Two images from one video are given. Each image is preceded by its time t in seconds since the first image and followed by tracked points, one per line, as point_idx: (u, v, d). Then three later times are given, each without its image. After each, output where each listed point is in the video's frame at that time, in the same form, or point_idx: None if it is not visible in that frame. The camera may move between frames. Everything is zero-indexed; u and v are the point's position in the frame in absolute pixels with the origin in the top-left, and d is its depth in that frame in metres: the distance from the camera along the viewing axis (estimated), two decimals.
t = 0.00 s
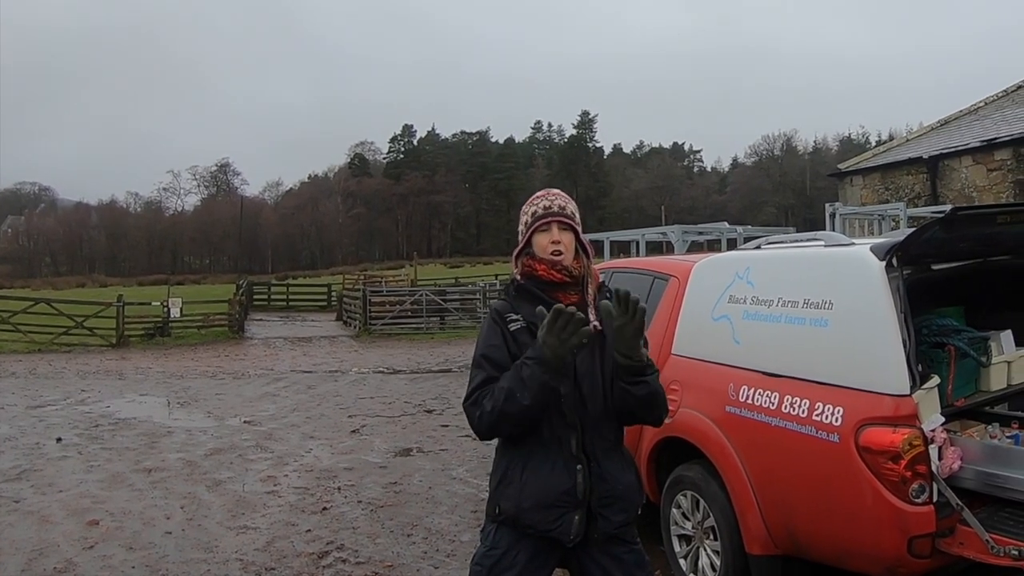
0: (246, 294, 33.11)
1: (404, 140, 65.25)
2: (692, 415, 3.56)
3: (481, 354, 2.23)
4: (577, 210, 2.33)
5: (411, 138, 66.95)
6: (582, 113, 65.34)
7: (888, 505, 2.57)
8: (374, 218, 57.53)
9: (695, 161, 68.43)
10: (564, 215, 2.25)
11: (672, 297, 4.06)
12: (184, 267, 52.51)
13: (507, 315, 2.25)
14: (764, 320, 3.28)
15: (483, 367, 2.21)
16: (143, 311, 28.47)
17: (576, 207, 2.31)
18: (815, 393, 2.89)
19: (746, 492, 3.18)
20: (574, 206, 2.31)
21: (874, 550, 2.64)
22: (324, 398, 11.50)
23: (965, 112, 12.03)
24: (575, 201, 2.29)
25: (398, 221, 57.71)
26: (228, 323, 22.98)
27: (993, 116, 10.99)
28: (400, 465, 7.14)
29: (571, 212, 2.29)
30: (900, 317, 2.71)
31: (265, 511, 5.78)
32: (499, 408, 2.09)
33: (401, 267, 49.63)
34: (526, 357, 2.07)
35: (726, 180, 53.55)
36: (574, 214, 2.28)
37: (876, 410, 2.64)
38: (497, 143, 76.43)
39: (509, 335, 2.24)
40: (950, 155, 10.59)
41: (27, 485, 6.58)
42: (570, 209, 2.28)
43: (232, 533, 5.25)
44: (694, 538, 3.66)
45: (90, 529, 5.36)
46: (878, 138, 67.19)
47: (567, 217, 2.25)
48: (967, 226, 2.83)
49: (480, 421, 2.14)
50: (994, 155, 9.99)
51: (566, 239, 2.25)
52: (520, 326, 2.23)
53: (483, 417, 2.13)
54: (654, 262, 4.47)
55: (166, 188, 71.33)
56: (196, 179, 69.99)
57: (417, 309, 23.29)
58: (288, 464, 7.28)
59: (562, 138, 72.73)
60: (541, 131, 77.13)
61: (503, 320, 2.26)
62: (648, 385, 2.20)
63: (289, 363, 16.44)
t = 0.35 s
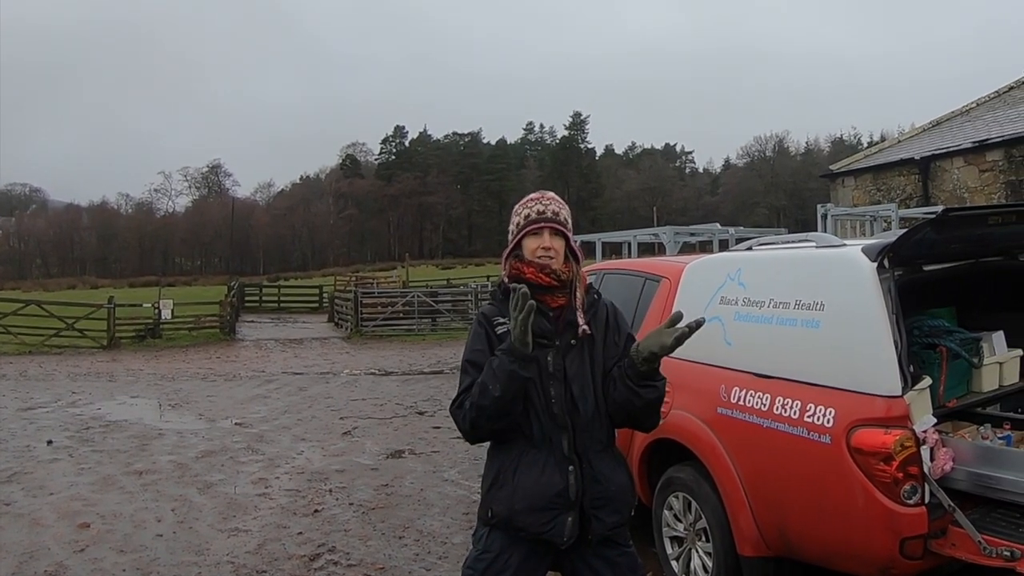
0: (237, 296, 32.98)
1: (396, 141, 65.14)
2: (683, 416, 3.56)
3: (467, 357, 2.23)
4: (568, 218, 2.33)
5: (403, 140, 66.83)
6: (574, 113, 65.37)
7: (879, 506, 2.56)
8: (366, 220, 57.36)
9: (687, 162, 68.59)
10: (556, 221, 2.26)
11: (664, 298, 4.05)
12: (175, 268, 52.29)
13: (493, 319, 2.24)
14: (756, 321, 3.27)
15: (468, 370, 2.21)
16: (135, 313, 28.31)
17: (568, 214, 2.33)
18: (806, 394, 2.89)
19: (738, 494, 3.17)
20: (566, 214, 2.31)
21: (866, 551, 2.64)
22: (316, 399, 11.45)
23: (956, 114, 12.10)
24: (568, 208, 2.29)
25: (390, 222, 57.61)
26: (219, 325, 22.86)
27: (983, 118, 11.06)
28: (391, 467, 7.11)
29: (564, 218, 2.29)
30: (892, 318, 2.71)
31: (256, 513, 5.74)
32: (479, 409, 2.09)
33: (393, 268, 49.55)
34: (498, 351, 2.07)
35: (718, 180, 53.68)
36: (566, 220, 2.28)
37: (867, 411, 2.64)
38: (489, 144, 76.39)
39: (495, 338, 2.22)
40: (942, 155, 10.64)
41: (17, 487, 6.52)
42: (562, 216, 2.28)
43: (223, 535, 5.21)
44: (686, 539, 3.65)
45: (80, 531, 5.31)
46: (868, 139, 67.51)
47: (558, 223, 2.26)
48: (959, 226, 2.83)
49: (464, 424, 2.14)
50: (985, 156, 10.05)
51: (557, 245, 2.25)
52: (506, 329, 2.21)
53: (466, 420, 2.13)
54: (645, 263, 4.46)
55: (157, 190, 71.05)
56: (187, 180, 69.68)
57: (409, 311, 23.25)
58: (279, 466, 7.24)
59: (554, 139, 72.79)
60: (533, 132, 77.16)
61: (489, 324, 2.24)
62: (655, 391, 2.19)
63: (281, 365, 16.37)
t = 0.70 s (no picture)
0: (225, 293, 32.78)
1: (385, 138, 64.84)
2: (672, 414, 3.54)
3: (456, 351, 2.20)
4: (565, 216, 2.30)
5: (392, 136, 66.57)
6: (563, 111, 65.34)
7: (869, 505, 2.56)
8: (354, 217, 57.12)
9: (677, 161, 68.71)
10: (553, 219, 2.22)
11: (653, 295, 4.03)
12: (163, 264, 51.92)
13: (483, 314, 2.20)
14: (745, 318, 3.26)
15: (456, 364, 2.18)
16: (122, 309, 28.08)
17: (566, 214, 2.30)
18: (796, 392, 2.87)
19: (727, 493, 3.16)
20: (563, 211, 2.28)
21: (854, 550, 2.63)
22: (303, 396, 11.37)
23: (947, 113, 12.14)
24: (565, 206, 2.27)
25: (378, 219, 57.41)
26: (207, 321, 22.67)
27: (973, 117, 11.11)
28: (378, 465, 7.06)
29: (561, 217, 2.26)
30: (882, 316, 2.70)
31: (242, 511, 5.68)
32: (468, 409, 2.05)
33: (381, 265, 49.38)
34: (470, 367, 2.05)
35: (706, 179, 53.86)
36: (564, 220, 2.26)
37: (857, 410, 2.62)
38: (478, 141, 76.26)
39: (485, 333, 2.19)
40: (932, 155, 10.70)
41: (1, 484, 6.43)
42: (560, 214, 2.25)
43: (208, 532, 5.16)
44: (674, 538, 3.64)
45: (65, 529, 5.25)
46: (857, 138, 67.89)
47: (555, 222, 2.23)
48: (949, 225, 2.82)
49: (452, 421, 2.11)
50: (975, 155, 10.11)
51: (554, 243, 2.23)
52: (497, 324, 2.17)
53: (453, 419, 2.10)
54: (634, 260, 4.44)
55: (144, 185, 70.54)
56: (174, 176, 69.14)
57: (397, 308, 23.16)
58: (266, 463, 7.17)
59: (542, 136, 72.78)
60: (523, 129, 77.09)
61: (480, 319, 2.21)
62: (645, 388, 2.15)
63: (269, 361, 16.25)
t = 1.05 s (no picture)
0: (210, 293, 32.55)
1: (371, 138, 64.58)
2: (658, 416, 3.53)
3: (439, 354, 2.17)
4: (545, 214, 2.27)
5: (378, 137, 66.36)
6: (551, 112, 65.45)
7: (855, 508, 2.55)
8: (340, 217, 56.90)
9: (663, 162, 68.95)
10: (535, 219, 2.19)
11: (639, 297, 4.01)
12: (148, 265, 51.50)
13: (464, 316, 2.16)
14: (731, 320, 3.25)
15: (439, 367, 2.15)
16: (106, 310, 27.80)
17: (549, 213, 2.26)
18: (782, 395, 2.86)
19: (713, 495, 3.15)
20: (544, 209, 2.24)
21: (841, 552, 2.63)
22: (288, 398, 11.28)
23: (932, 116, 12.24)
24: (545, 204, 2.23)
25: (364, 220, 57.21)
26: (192, 322, 22.47)
27: (959, 120, 11.20)
28: (364, 467, 7.01)
29: (543, 216, 2.23)
30: (868, 318, 2.70)
31: (227, 513, 5.62)
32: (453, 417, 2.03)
33: (367, 266, 49.18)
34: (461, 377, 2.01)
35: (693, 180, 54.08)
36: (545, 220, 2.22)
37: (844, 412, 2.62)
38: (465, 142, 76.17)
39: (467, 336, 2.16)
40: (918, 157, 10.79)
41: None
42: (541, 214, 2.21)
43: (193, 535, 5.09)
44: (661, 540, 3.62)
45: (49, 531, 5.18)
46: (843, 140, 68.38)
47: (537, 221, 2.19)
48: (934, 227, 2.82)
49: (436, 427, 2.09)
50: (961, 157, 10.22)
51: (535, 243, 2.19)
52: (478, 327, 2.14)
53: (438, 426, 2.08)
54: (620, 262, 4.43)
55: (129, 184, 69.96)
56: (159, 175, 68.54)
57: (383, 309, 23.07)
58: (251, 465, 7.10)
59: (529, 137, 72.82)
60: (510, 130, 77.09)
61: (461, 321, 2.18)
62: (618, 393, 2.13)
63: (254, 363, 16.13)
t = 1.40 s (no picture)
0: (197, 292, 32.32)
1: (360, 137, 64.32)
2: (646, 417, 3.51)
3: (424, 356, 2.14)
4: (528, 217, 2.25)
5: (367, 135, 66.13)
6: (541, 112, 65.45)
7: (843, 510, 2.54)
8: (329, 216, 56.64)
9: (653, 163, 69.11)
10: (517, 222, 2.17)
11: (627, 297, 4.00)
12: (135, 263, 51.11)
13: (450, 319, 2.14)
14: (719, 321, 3.24)
15: (425, 371, 2.11)
16: (92, 308, 27.54)
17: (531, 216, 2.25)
18: (769, 396, 2.86)
19: (701, 497, 3.14)
20: (526, 213, 2.23)
21: (828, 554, 2.63)
22: (275, 397, 11.20)
23: (922, 117, 12.30)
24: (527, 207, 2.22)
25: (353, 219, 56.97)
26: (179, 320, 22.29)
27: (948, 122, 11.26)
28: (351, 467, 6.96)
29: (525, 219, 2.21)
30: (855, 320, 2.70)
31: (213, 513, 5.56)
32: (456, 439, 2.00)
33: (356, 265, 49.02)
34: (465, 405, 1.97)
35: (683, 181, 54.21)
36: (528, 223, 2.21)
37: (831, 413, 2.61)
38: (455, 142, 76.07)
39: (452, 338, 2.13)
40: (908, 159, 10.84)
41: None
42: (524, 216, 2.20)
43: (179, 535, 5.03)
44: (648, 541, 3.61)
45: (34, 531, 5.11)
46: (831, 141, 68.73)
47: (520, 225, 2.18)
48: (923, 229, 2.82)
49: (430, 442, 2.05)
50: (950, 159, 10.29)
51: (519, 246, 2.17)
52: (463, 328, 2.12)
53: (432, 442, 2.04)
54: (609, 262, 4.42)
55: (117, 182, 69.45)
56: (147, 173, 68.04)
57: (371, 308, 22.98)
58: (237, 465, 7.04)
59: (519, 137, 72.80)
60: (499, 130, 77.02)
61: (446, 322, 2.15)
62: (603, 393, 2.12)
63: (241, 362, 16.02)
